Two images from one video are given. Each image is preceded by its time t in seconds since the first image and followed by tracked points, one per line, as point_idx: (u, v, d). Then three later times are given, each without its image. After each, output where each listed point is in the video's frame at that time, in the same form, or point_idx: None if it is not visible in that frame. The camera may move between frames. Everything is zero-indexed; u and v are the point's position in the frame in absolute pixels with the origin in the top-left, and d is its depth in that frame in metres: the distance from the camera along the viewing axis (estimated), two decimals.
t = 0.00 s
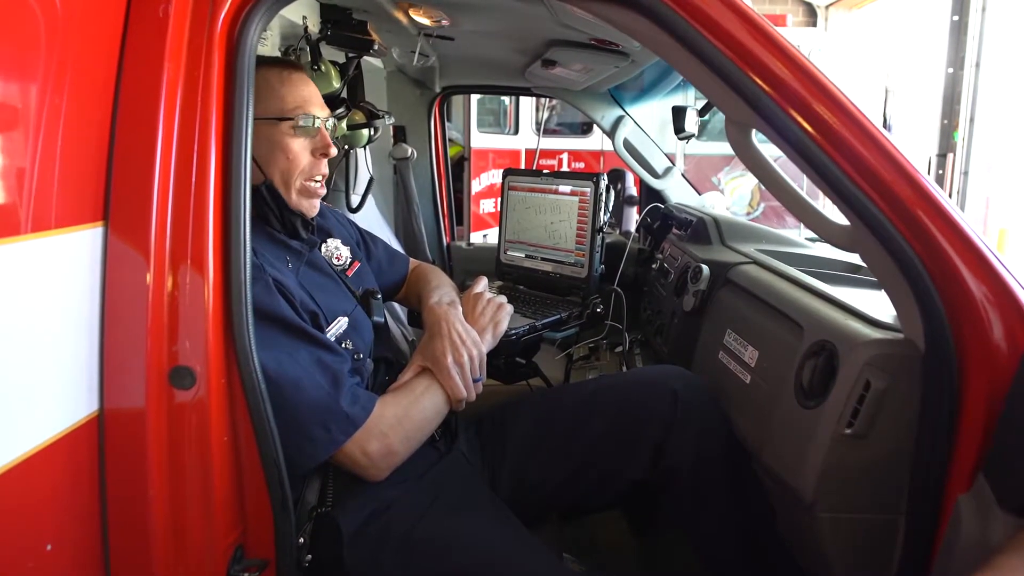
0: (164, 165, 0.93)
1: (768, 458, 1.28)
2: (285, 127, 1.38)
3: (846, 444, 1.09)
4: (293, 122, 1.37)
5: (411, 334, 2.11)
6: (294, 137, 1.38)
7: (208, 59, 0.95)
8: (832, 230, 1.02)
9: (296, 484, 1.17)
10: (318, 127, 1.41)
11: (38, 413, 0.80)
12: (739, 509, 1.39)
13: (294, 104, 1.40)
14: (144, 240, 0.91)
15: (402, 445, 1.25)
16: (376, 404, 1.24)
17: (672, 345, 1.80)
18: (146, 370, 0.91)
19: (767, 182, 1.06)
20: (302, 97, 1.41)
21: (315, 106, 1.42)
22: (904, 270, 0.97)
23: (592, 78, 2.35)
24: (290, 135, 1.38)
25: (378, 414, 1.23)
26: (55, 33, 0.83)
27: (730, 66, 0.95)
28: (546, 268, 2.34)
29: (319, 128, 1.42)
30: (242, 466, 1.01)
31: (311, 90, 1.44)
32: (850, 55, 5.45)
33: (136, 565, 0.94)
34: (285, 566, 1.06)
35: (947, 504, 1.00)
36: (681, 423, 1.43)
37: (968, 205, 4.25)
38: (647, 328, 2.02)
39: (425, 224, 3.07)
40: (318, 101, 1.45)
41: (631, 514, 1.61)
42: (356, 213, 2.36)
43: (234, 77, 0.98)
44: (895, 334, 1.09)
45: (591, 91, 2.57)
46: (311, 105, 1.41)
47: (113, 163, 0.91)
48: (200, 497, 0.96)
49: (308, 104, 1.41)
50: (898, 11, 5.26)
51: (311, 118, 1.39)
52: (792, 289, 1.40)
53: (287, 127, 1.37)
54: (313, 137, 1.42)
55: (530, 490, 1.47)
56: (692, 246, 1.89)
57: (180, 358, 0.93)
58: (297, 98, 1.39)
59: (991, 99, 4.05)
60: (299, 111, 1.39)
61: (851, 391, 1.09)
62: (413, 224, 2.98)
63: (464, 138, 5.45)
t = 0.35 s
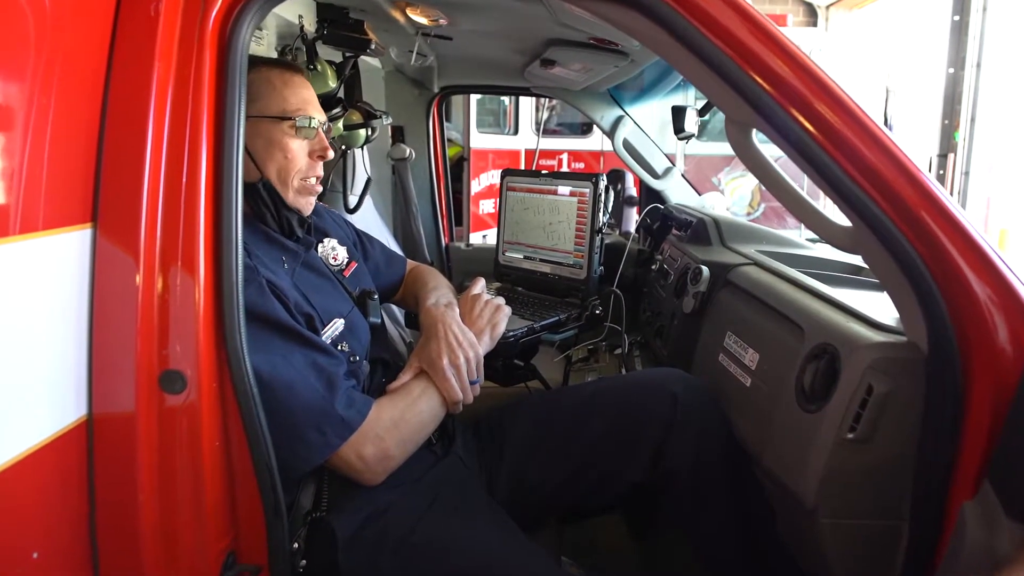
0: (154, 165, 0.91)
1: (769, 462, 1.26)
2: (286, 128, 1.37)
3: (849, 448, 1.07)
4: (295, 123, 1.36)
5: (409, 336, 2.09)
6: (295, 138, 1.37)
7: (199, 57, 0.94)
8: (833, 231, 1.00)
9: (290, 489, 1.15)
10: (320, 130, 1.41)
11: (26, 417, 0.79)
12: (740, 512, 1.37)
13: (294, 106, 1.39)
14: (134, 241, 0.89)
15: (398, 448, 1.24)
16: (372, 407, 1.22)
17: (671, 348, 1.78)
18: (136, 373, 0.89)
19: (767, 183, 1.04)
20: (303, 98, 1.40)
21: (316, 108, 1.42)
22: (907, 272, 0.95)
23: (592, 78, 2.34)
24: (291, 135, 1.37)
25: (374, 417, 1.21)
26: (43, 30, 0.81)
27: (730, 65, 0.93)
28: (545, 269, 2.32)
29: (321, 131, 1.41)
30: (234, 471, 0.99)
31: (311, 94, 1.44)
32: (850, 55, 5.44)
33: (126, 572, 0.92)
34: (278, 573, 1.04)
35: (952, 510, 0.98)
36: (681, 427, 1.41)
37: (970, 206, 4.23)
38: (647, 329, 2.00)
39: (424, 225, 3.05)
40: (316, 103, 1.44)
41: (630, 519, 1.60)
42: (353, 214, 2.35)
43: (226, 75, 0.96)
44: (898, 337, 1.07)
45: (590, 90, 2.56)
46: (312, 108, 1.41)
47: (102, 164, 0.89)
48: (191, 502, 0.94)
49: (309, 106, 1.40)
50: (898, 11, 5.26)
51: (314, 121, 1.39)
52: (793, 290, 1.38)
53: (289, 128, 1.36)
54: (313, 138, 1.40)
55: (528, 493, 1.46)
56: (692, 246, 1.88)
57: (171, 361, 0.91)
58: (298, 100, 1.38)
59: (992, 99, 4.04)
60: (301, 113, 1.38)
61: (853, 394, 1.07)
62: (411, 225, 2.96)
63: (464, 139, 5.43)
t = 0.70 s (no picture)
0: (149, 164, 0.90)
1: (774, 465, 1.24)
2: (257, 125, 1.32)
3: (854, 451, 1.06)
4: (261, 118, 1.31)
5: (408, 337, 2.08)
6: (263, 133, 1.32)
7: (195, 55, 0.92)
8: (839, 231, 0.99)
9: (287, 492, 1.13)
10: (289, 123, 1.32)
11: (17, 420, 0.77)
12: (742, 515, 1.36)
13: (269, 100, 1.34)
14: (128, 240, 0.87)
15: (397, 451, 1.22)
16: (371, 409, 1.21)
17: (674, 349, 1.76)
18: (130, 374, 0.88)
19: (772, 183, 1.02)
20: (277, 92, 1.34)
21: (291, 102, 1.35)
22: (914, 272, 0.94)
23: (592, 77, 2.33)
24: (260, 131, 1.32)
25: (373, 419, 1.20)
26: (36, 26, 0.80)
27: (735, 61, 0.91)
28: (546, 269, 2.30)
29: (291, 124, 1.33)
30: (230, 474, 0.98)
31: (294, 86, 1.37)
32: (851, 54, 5.42)
33: None
34: None
35: (961, 516, 0.96)
36: (684, 429, 1.39)
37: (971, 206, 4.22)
38: (649, 330, 1.99)
39: (423, 225, 3.04)
40: (298, 97, 1.37)
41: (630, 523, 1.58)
42: (353, 214, 2.33)
43: (222, 73, 0.95)
44: (905, 339, 1.06)
45: (590, 89, 2.55)
46: (284, 101, 1.34)
47: (96, 162, 0.87)
48: (187, 505, 0.92)
49: (281, 100, 1.34)
50: (899, 11, 5.25)
51: (280, 113, 1.32)
52: (797, 291, 1.37)
53: (255, 123, 1.31)
54: (284, 132, 1.33)
55: (530, 496, 1.44)
56: (694, 246, 1.86)
57: (166, 363, 0.90)
58: (270, 94, 1.33)
59: (994, 99, 4.02)
60: (270, 107, 1.33)
61: (859, 397, 1.06)
62: (411, 225, 2.94)
63: (464, 138, 5.41)
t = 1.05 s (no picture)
0: (148, 163, 0.89)
1: (776, 466, 1.24)
2: (249, 126, 1.31)
3: (857, 452, 1.05)
4: (253, 120, 1.29)
5: (409, 337, 2.07)
6: (255, 136, 1.31)
7: (195, 53, 0.92)
8: (842, 230, 0.98)
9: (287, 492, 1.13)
10: (281, 124, 1.31)
11: (16, 420, 0.77)
12: (743, 516, 1.35)
13: (260, 101, 1.34)
14: (127, 239, 0.87)
15: (398, 451, 1.22)
16: (371, 409, 1.20)
17: (675, 350, 1.76)
18: (129, 374, 0.87)
19: (776, 184, 1.02)
20: (268, 93, 1.34)
21: (281, 102, 1.35)
22: (918, 271, 0.93)
23: (592, 77, 2.32)
24: (253, 134, 1.31)
25: (373, 419, 1.19)
26: (34, 24, 0.79)
27: (737, 60, 0.91)
28: (547, 270, 2.30)
29: (283, 124, 1.32)
30: (230, 474, 0.97)
31: (284, 86, 1.36)
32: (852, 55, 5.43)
33: None
34: None
35: (964, 517, 0.96)
36: (685, 430, 1.39)
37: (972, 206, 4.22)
38: (650, 331, 1.98)
39: (424, 226, 3.03)
40: (289, 97, 1.37)
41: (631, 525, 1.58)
42: (353, 214, 2.32)
43: (222, 73, 0.94)
44: (909, 339, 1.05)
45: (591, 89, 2.54)
46: (275, 101, 1.34)
47: (96, 161, 0.87)
48: (187, 505, 0.92)
49: (272, 101, 1.34)
50: (899, 11, 5.26)
51: (272, 114, 1.30)
52: (798, 291, 1.36)
53: (248, 125, 1.30)
54: (276, 133, 1.32)
55: (531, 497, 1.43)
56: (695, 247, 1.86)
57: (166, 363, 0.89)
58: (260, 95, 1.33)
59: (994, 100, 4.03)
60: (263, 109, 1.30)
61: (862, 398, 1.05)
62: (412, 226, 2.94)
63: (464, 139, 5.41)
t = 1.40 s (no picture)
0: (143, 164, 0.89)
1: (774, 467, 1.24)
2: (246, 130, 1.32)
3: (854, 452, 1.05)
4: (250, 124, 1.30)
5: (408, 338, 2.07)
6: (252, 140, 1.31)
7: (191, 53, 0.92)
8: (839, 231, 0.98)
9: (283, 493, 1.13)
10: (279, 126, 1.32)
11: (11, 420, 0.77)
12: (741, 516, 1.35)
13: (257, 104, 1.33)
14: (123, 239, 0.87)
15: (394, 452, 1.22)
16: (368, 409, 1.20)
17: (673, 350, 1.75)
18: (125, 374, 0.87)
19: (774, 186, 1.01)
20: (265, 96, 1.33)
21: (278, 105, 1.34)
22: (914, 271, 0.93)
23: (591, 77, 2.32)
24: (250, 138, 1.31)
25: (370, 419, 1.19)
26: (27, 24, 0.80)
27: (733, 60, 0.91)
28: (545, 270, 2.30)
29: (279, 127, 1.32)
30: (226, 474, 0.97)
31: (280, 88, 1.36)
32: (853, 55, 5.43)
33: None
34: None
35: (961, 518, 0.96)
36: (683, 431, 1.38)
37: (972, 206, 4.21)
38: (648, 331, 1.98)
39: (424, 226, 3.02)
40: (286, 100, 1.36)
41: (629, 526, 1.57)
42: (351, 214, 2.32)
43: (217, 72, 0.94)
44: (905, 339, 1.05)
45: (590, 89, 2.54)
46: (272, 105, 1.33)
47: (91, 161, 0.87)
48: (182, 505, 0.92)
49: (270, 104, 1.33)
50: (899, 12, 5.27)
51: (268, 117, 1.31)
52: (796, 291, 1.36)
53: (244, 129, 1.30)
54: (273, 137, 1.32)
55: (528, 497, 1.43)
56: (693, 247, 1.86)
57: (161, 363, 0.89)
58: (256, 98, 1.32)
59: (995, 100, 4.03)
60: (258, 112, 1.32)
61: (859, 397, 1.05)
62: (411, 226, 2.94)
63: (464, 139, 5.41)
